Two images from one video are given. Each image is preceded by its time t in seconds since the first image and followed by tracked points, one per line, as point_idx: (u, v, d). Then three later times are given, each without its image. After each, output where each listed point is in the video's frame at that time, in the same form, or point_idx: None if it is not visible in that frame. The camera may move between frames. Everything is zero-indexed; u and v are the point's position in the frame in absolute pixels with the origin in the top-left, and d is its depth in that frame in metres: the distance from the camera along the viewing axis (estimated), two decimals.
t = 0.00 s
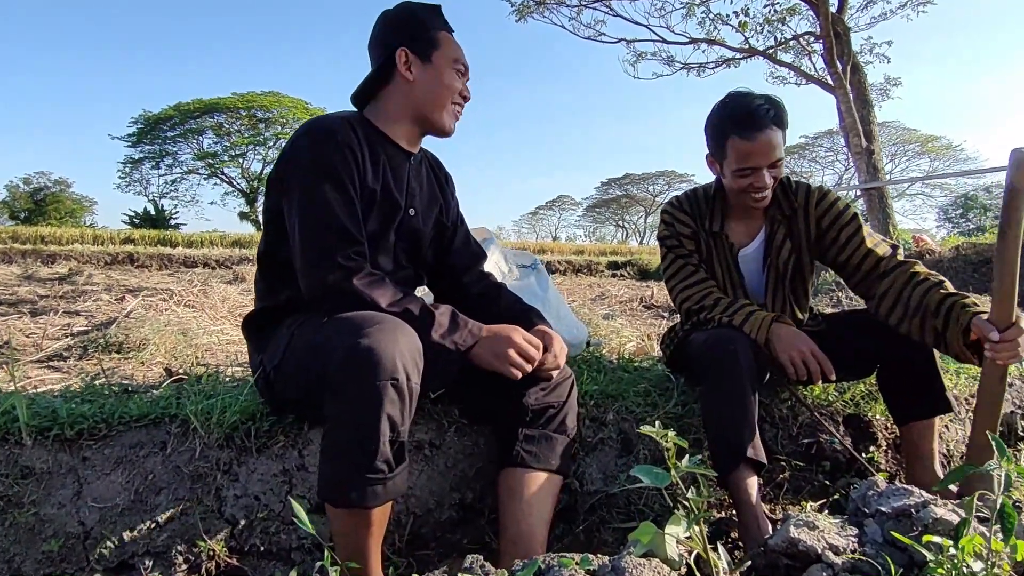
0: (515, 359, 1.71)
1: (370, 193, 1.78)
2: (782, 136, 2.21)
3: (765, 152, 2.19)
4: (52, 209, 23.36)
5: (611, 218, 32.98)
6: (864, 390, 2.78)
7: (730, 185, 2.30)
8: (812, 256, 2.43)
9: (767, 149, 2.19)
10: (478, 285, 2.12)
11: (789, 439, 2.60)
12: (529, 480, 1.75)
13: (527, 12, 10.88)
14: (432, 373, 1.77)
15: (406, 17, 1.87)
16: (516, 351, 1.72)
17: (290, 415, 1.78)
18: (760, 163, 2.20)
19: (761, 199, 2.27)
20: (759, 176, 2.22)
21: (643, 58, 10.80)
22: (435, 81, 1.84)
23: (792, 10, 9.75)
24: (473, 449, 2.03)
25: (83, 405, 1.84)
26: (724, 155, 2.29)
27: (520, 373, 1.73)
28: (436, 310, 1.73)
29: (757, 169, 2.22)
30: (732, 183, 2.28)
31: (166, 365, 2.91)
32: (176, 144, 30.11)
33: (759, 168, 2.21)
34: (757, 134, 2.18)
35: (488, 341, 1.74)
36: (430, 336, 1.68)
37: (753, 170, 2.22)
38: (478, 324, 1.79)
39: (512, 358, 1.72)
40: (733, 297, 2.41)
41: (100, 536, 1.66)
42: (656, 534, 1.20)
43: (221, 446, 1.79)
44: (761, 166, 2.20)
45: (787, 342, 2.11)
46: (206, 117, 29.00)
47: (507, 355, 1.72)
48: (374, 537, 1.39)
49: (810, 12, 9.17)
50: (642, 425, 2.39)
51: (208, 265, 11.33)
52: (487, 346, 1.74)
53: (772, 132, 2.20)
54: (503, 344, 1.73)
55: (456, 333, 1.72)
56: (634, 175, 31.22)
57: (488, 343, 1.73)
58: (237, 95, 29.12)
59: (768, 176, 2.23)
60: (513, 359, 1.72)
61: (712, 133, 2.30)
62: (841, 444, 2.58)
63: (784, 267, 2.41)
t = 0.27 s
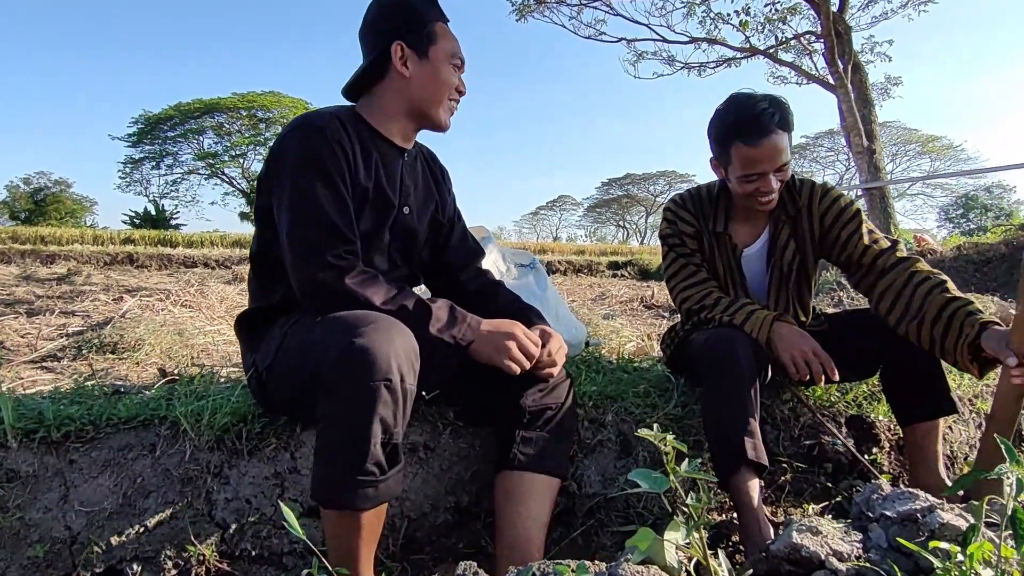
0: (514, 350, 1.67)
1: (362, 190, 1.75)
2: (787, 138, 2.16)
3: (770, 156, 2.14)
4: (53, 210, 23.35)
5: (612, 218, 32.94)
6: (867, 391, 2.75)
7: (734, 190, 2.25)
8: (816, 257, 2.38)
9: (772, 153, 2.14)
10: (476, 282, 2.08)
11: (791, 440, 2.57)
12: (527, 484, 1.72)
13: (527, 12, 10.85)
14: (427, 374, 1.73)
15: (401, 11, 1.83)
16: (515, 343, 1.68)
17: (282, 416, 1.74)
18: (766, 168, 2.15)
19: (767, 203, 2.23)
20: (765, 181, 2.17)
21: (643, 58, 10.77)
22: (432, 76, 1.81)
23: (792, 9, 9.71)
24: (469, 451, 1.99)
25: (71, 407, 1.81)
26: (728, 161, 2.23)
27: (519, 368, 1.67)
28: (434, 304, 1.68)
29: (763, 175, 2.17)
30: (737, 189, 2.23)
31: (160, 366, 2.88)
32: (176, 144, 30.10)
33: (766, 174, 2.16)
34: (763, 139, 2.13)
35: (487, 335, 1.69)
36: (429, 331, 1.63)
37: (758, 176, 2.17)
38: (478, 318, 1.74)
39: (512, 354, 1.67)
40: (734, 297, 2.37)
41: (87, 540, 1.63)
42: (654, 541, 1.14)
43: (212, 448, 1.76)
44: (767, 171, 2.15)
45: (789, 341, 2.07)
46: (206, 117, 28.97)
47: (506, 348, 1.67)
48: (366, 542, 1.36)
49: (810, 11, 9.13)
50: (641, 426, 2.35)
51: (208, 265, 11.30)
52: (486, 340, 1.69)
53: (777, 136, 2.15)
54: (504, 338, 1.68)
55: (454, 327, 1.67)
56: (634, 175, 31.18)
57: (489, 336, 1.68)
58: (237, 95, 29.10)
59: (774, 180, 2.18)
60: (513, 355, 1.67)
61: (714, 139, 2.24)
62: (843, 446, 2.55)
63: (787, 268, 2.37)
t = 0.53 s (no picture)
0: (513, 352, 1.63)
1: (351, 186, 1.71)
2: (781, 139, 2.11)
3: (765, 159, 2.09)
4: (55, 209, 23.36)
5: (613, 217, 32.89)
6: (871, 389, 2.71)
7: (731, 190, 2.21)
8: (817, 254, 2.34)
9: (767, 156, 2.09)
10: (473, 277, 2.04)
11: (794, 440, 2.53)
12: (524, 484, 1.68)
13: (528, 10, 10.82)
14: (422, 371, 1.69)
15: None
16: (515, 345, 1.64)
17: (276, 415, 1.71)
18: (762, 171, 2.11)
19: (765, 204, 2.18)
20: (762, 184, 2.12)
21: (644, 56, 10.74)
22: (417, 63, 1.77)
23: (795, 7, 9.66)
24: (466, 451, 1.95)
25: (58, 405, 1.78)
26: (723, 166, 2.18)
27: (515, 370, 1.62)
28: (430, 300, 1.64)
29: (760, 178, 2.12)
30: (734, 190, 2.19)
31: (155, 363, 2.85)
32: (177, 143, 30.09)
33: (762, 176, 2.12)
34: (759, 140, 2.08)
35: (485, 334, 1.64)
36: (425, 328, 1.60)
37: (755, 178, 2.12)
38: (476, 314, 1.69)
39: (510, 354, 1.63)
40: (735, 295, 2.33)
41: (73, 541, 1.61)
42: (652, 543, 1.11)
43: (202, 447, 1.73)
44: (763, 174, 2.11)
45: (790, 337, 2.04)
46: (207, 116, 28.96)
47: (506, 350, 1.63)
48: (357, 544, 1.32)
49: (813, 8, 9.08)
50: (641, 425, 2.32)
51: (209, 264, 11.26)
52: (485, 338, 1.64)
53: (773, 138, 2.10)
54: (504, 338, 1.64)
55: (451, 325, 1.63)
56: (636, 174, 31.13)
57: (487, 335, 1.64)
58: (239, 94, 29.09)
59: (771, 182, 2.14)
60: (512, 356, 1.63)
61: (707, 145, 2.20)
62: (847, 445, 2.51)
63: (787, 265, 2.32)
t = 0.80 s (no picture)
0: (512, 356, 1.59)
1: (336, 186, 1.69)
2: (764, 127, 2.14)
3: (749, 148, 2.12)
4: (56, 207, 23.34)
5: (615, 216, 32.85)
6: (874, 391, 2.69)
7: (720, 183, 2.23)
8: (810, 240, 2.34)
9: (751, 144, 2.11)
10: (469, 275, 2.01)
11: (796, 443, 2.50)
12: (523, 489, 1.65)
13: (529, 9, 10.79)
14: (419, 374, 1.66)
15: None
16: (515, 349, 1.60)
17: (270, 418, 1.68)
18: (748, 160, 2.13)
19: (756, 193, 2.20)
20: (749, 174, 2.14)
21: (646, 55, 10.72)
22: (384, 51, 1.73)
23: (796, 6, 9.63)
24: (463, 456, 1.93)
25: (50, 409, 1.77)
26: (709, 160, 2.21)
27: (512, 373, 1.57)
28: (427, 300, 1.60)
29: (746, 167, 2.14)
30: (724, 184, 2.21)
31: (151, 365, 2.83)
32: (178, 141, 30.08)
33: (749, 165, 2.14)
34: (742, 130, 2.11)
35: (485, 333, 1.61)
36: (422, 329, 1.56)
37: (742, 168, 2.14)
38: (475, 314, 1.66)
39: (508, 355, 1.59)
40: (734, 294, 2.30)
41: (64, 548, 1.60)
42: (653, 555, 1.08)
43: (196, 452, 1.71)
44: (750, 163, 2.13)
45: (793, 339, 2.00)
46: (208, 114, 28.93)
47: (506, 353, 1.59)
48: (349, 552, 1.30)
49: (815, 7, 9.04)
50: (642, 429, 2.29)
51: (210, 263, 11.24)
52: (484, 339, 1.60)
53: (756, 127, 2.12)
54: (503, 339, 1.60)
55: (449, 325, 1.59)
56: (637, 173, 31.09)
57: (487, 334, 1.61)
58: (240, 93, 29.06)
59: (759, 170, 2.15)
60: (508, 356, 1.59)
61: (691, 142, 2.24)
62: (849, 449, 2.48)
63: (782, 257, 2.32)
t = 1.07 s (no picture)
0: (515, 373, 1.58)
1: (332, 202, 1.68)
2: (744, 128, 2.19)
3: (730, 146, 2.16)
4: (57, 205, 23.32)
5: (615, 215, 32.82)
6: (875, 401, 2.67)
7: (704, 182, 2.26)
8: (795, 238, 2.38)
9: (732, 142, 2.16)
10: (467, 285, 2.01)
11: (798, 454, 2.48)
12: (525, 504, 1.64)
13: (531, 9, 10.76)
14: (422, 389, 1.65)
15: None
16: (518, 366, 1.59)
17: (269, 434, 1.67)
18: (732, 159, 2.17)
19: (739, 192, 2.23)
20: (733, 172, 2.18)
21: (647, 54, 10.70)
22: (384, 68, 1.72)
23: (797, 6, 9.61)
24: (465, 470, 1.92)
25: (49, 425, 1.79)
26: (690, 158, 2.25)
27: (515, 389, 1.57)
28: (428, 319, 1.59)
29: (730, 166, 2.18)
30: (707, 183, 2.24)
31: (151, 373, 2.82)
32: (179, 140, 30.05)
33: (733, 163, 2.18)
34: (726, 130, 2.15)
35: (488, 352, 1.60)
36: (423, 348, 1.55)
37: (725, 167, 2.18)
38: (476, 330, 1.64)
39: (510, 376, 1.58)
40: (732, 301, 2.30)
41: (63, 567, 1.62)
42: None
43: (196, 469, 1.73)
44: (731, 161, 2.17)
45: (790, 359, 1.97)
46: (209, 112, 28.90)
47: (508, 369, 1.58)
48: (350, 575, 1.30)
49: (816, 8, 9.02)
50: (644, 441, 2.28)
51: (210, 262, 11.22)
52: (487, 355, 1.60)
53: (737, 127, 2.18)
54: (506, 358, 1.59)
55: (450, 343, 1.58)
56: (638, 172, 31.07)
57: (489, 353, 1.60)
58: (240, 91, 29.03)
59: (742, 169, 2.20)
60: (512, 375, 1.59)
61: (673, 142, 2.28)
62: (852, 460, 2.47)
63: (773, 254, 2.33)
